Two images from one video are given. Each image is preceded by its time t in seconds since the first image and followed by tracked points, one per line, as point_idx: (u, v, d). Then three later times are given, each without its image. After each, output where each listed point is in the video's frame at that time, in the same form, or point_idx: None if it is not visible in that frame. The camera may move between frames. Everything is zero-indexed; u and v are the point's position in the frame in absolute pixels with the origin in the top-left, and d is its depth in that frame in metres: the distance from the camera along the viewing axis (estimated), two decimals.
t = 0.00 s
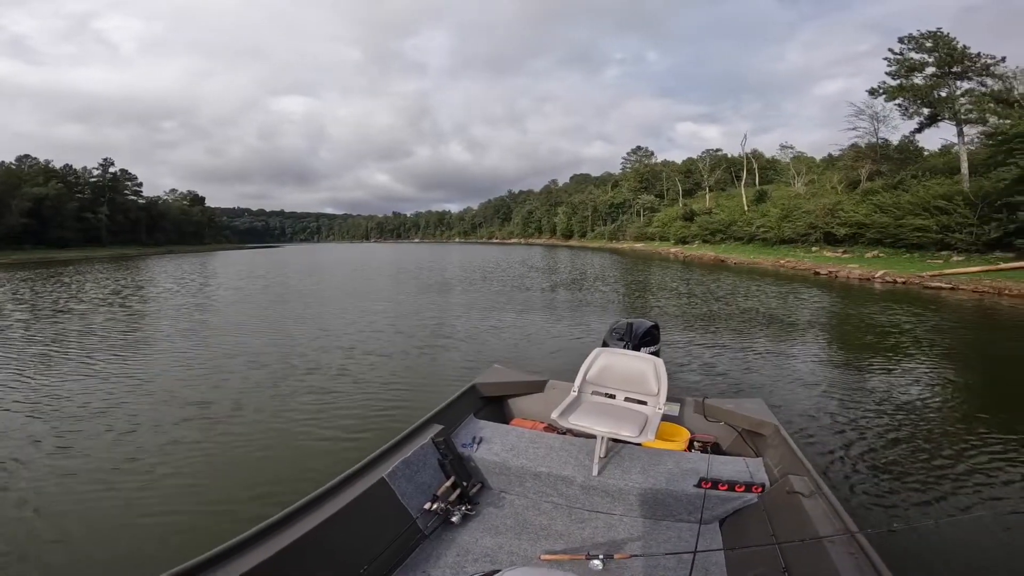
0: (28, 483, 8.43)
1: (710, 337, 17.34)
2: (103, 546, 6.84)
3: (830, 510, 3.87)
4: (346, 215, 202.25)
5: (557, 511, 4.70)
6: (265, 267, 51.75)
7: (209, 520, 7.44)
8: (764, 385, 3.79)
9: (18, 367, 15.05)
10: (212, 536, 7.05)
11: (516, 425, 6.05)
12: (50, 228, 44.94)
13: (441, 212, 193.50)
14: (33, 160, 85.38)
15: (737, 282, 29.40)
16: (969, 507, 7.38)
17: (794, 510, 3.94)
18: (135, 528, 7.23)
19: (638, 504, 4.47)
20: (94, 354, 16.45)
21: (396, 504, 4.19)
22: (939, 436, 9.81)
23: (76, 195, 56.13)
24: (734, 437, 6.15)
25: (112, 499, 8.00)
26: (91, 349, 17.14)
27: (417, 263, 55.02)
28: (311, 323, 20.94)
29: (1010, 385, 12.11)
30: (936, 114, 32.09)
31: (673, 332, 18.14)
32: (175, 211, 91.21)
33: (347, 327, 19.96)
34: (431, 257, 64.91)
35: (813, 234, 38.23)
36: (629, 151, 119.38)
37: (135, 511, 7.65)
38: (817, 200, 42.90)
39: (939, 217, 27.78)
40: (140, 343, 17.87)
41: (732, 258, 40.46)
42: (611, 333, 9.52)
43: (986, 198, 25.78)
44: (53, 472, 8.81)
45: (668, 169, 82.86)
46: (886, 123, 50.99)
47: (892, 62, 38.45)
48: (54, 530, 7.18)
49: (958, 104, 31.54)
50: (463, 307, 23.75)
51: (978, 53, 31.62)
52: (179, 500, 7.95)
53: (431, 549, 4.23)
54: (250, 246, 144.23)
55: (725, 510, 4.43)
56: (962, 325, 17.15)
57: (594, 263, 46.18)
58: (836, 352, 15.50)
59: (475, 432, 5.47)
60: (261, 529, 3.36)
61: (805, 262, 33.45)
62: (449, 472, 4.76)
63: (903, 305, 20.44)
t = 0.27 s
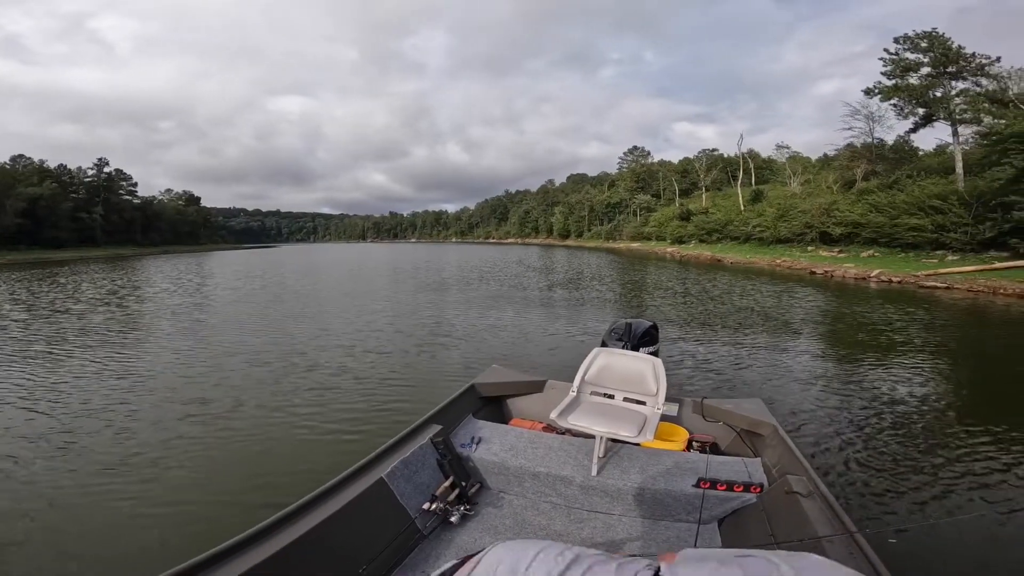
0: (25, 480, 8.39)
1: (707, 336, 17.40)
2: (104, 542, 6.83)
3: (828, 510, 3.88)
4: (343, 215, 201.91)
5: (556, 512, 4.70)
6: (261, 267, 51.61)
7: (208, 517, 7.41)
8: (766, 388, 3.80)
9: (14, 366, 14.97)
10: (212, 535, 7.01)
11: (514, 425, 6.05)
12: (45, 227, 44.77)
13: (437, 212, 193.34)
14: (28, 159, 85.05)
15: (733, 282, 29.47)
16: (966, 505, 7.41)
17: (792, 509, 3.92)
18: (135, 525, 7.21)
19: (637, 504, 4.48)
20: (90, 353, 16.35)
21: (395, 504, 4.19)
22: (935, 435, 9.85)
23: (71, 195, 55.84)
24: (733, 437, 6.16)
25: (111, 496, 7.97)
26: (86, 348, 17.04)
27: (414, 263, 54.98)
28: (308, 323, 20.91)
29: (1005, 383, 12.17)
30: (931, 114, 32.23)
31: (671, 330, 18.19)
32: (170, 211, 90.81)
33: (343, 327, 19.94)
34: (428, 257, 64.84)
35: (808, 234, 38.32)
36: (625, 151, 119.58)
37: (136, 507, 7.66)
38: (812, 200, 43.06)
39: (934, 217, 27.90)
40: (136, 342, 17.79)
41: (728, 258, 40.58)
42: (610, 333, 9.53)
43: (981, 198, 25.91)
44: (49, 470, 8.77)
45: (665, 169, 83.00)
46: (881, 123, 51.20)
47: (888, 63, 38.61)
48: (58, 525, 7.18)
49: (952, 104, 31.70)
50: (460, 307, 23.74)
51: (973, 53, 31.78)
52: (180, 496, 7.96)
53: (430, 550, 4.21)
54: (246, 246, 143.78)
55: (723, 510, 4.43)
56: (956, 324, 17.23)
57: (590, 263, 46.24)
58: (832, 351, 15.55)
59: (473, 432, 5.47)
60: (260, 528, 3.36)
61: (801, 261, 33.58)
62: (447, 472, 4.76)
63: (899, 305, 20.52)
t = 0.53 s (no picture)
0: (22, 479, 8.36)
1: (705, 335, 17.43)
2: (102, 542, 6.80)
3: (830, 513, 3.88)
4: (340, 214, 201.65)
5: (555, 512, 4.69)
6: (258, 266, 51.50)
7: (206, 516, 7.39)
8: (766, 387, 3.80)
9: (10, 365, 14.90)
10: (213, 535, 6.99)
11: (514, 425, 6.04)
12: (41, 227, 44.57)
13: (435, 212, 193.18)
14: (23, 158, 84.57)
15: (730, 281, 29.51)
16: (962, 504, 7.43)
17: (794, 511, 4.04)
18: (132, 525, 7.18)
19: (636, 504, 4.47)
20: (86, 352, 16.30)
21: (395, 503, 4.18)
22: (931, 434, 9.89)
23: (67, 194, 55.65)
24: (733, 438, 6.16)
25: (109, 495, 7.95)
26: (83, 347, 16.99)
27: (412, 263, 54.90)
28: (306, 321, 20.88)
29: (1002, 383, 12.20)
30: (928, 113, 32.28)
31: (668, 330, 18.20)
32: (166, 211, 90.55)
33: (341, 326, 19.91)
34: (425, 257, 64.78)
35: (805, 234, 38.38)
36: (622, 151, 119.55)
37: (134, 506, 7.63)
38: (810, 200, 43.09)
39: (931, 217, 27.95)
40: (133, 341, 17.73)
41: (725, 257, 40.61)
42: (610, 333, 9.52)
43: (978, 198, 25.95)
44: (46, 469, 8.75)
45: (662, 169, 83.07)
46: (878, 123, 51.29)
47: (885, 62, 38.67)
48: (55, 524, 7.14)
49: (950, 104, 31.75)
50: (458, 306, 23.72)
51: (970, 54, 31.83)
52: (179, 495, 7.95)
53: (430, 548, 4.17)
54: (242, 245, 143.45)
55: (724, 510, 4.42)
56: (954, 324, 17.25)
57: (588, 263, 46.26)
58: (829, 350, 15.58)
59: (473, 432, 5.48)
60: (262, 527, 3.37)
61: (799, 261, 33.62)
62: (447, 472, 4.74)
63: (896, 305, 20.56)
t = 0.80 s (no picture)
0: (17, 476, 8.32)
1: (702, 334, 17.44)
2: (97, 540, 6.76)
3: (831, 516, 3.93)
4: (338, 213, 201.50)
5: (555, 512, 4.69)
6: (256, 263, 51.41)
7: (202, 515, 7.36)
8: (769, 388, 3.84)
9: (6, 362, 14.86)
10: (205, 533, 6.97)
11: (514, 425, 6.03)
12: (39, 224, 44.48)
13: (432, 210, 193.02)
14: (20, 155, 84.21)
15: (728, 280, 29.58)
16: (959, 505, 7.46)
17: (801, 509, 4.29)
18: (129, 523, 7.16)
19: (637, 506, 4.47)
20: (84, 348, 16.25)
21: (396, 504, 4.15)
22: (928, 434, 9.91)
23: (64, 191, 55.46)
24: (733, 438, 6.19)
25: (104, 493, 7.90)
26: (80, 343, 16.94)
27: (410, 261, 54.86)
28: (303, 319, 20.84)
29: (999, 384, 12.24)
30: (927, 114, 32.37)
31: (667, 329, 18.22)
32: (164, 208, 90.30)
33: (339, 323, 19.89)
34: (423, 255, 64.74)
35: (803, 234, 38.48)
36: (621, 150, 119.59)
37: (130, 505, 7.58)
38: (807, 200, 43.19)
39: (928, 218, 28.04)
40: (131, 338, 17.68)
41: (723, 257, 40.74)
42: (610, 333, 9.53)
43: (975, 199, 26.04)
44: (41, 466, 8.70)
45: (660, 169, 83.20)
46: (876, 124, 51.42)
47: (884, 63, 38.76)
48: (51, 525, 7.10)
49: (948, 105, 31.84)
50: (456, 305, 23.72)
51: (970, 55, 31.90)
52: (175, 493, 7.90)
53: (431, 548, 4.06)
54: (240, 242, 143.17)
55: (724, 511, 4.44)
56: (951, 325, 17.30)
57: (586, 261, 46.33)
58: (827, 350, 15.60)
59: (473, 432, 5.48)
60: (264, 526, 3.40)
61: (796, 261, 33.72)
62: (447, 472, 4.70)
63: (893, 305, 20.62)
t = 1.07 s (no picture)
0: (13, 476, 8.32)
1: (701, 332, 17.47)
2: (93, 537, 6.78)
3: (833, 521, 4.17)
4: (336, 211, 201.51)
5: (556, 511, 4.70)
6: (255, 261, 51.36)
7: (198, 511, 7.37)
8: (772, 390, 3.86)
9: (4, 359, 14.85)
10: (201, 525, 7.03)
11: (516, 424, 6.04)
12: (37, 221, 44.45)
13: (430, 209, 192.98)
14: (17, 153, 83.94)
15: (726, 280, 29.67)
16: (957, 508, 7.50)
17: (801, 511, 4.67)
18: (125, 522, 7.13)
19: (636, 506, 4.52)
20: (82, 347, 16.22)
21: (395, 504, 4.12)
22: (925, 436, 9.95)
23: (62, 189, 55.33)
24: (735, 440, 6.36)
25: (100, 490, 7.91)
26: (78, 341, 16.91)
27: (409, 259, 54.89)
28: (302, 317, 20.83)
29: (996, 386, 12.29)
30: (926, 115, 32.47)
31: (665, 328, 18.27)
32: (162, 206, 90.15)
33: (337, 321, 19.88)
34: (422, 254, 64.73)
35: (801, 234, 38.61)
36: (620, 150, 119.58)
37: (127, 502, 7.59)
38: (806, 200, 43.27)
39: (926, 218, 28.12)
40: (129, 335, 17.66)
41: (722, 257, 40.82)
42: (611, 333, 9.53)
43: (973, 200, 26.12)
44: (38, 466, 8.70)
45: (659, 168, 83.27)
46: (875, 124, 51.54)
47: (884, 63, 38.81)
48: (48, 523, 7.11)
49: (947, 106, 31.94)
50: (456, 303, 23.72)
51: (969, 56, 31.97)
52: (173, 489, 7.90)
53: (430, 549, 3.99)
54: (237, 241, 142.95)
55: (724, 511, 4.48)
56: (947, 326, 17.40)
57: (585, 260, 46.37)
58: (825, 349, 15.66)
59: (474, 432, 5.46)
60: (265, 527, 3.42)
61: (795, 261, 33.79)
62: (449, 472, 4.53)
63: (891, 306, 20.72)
